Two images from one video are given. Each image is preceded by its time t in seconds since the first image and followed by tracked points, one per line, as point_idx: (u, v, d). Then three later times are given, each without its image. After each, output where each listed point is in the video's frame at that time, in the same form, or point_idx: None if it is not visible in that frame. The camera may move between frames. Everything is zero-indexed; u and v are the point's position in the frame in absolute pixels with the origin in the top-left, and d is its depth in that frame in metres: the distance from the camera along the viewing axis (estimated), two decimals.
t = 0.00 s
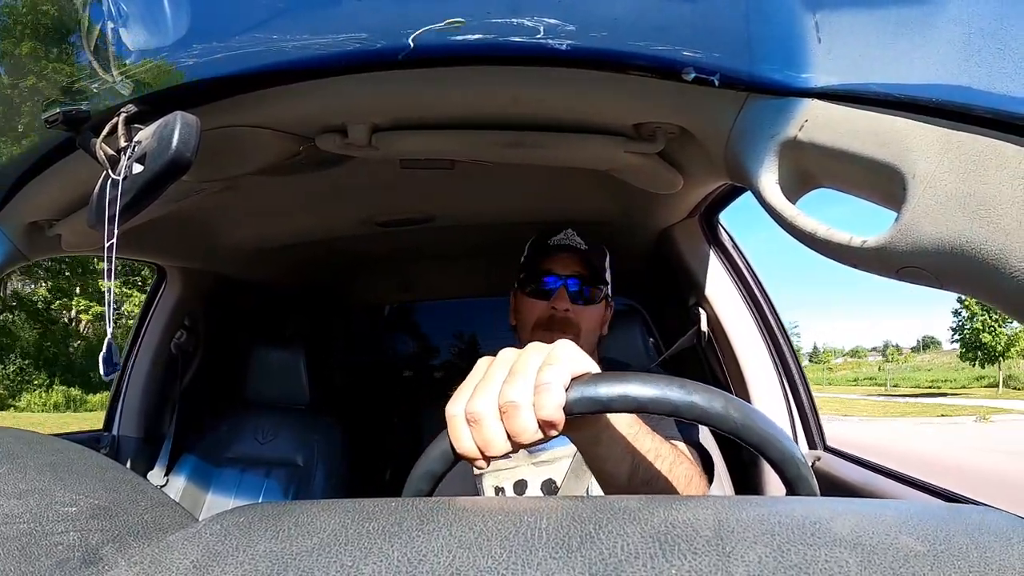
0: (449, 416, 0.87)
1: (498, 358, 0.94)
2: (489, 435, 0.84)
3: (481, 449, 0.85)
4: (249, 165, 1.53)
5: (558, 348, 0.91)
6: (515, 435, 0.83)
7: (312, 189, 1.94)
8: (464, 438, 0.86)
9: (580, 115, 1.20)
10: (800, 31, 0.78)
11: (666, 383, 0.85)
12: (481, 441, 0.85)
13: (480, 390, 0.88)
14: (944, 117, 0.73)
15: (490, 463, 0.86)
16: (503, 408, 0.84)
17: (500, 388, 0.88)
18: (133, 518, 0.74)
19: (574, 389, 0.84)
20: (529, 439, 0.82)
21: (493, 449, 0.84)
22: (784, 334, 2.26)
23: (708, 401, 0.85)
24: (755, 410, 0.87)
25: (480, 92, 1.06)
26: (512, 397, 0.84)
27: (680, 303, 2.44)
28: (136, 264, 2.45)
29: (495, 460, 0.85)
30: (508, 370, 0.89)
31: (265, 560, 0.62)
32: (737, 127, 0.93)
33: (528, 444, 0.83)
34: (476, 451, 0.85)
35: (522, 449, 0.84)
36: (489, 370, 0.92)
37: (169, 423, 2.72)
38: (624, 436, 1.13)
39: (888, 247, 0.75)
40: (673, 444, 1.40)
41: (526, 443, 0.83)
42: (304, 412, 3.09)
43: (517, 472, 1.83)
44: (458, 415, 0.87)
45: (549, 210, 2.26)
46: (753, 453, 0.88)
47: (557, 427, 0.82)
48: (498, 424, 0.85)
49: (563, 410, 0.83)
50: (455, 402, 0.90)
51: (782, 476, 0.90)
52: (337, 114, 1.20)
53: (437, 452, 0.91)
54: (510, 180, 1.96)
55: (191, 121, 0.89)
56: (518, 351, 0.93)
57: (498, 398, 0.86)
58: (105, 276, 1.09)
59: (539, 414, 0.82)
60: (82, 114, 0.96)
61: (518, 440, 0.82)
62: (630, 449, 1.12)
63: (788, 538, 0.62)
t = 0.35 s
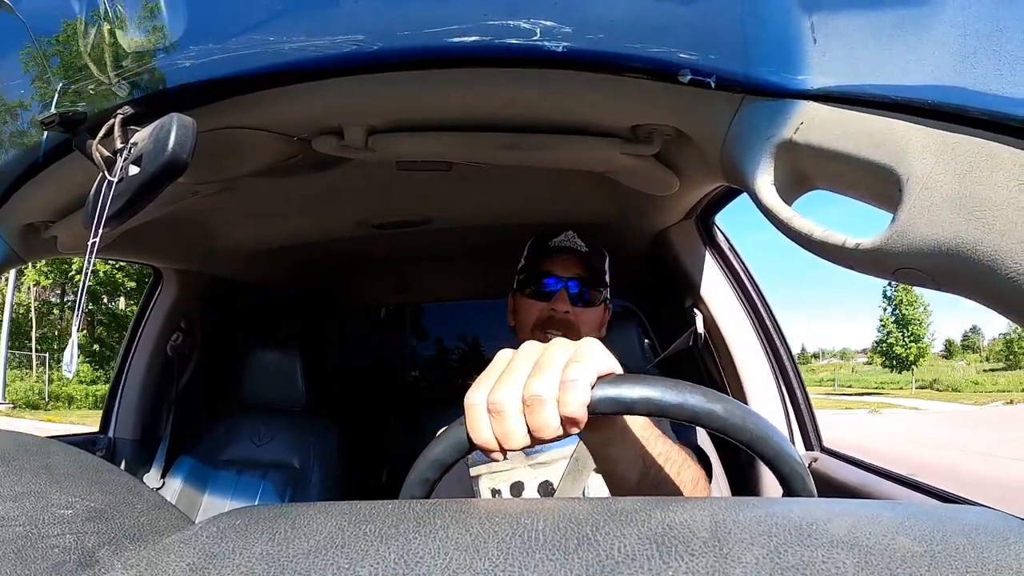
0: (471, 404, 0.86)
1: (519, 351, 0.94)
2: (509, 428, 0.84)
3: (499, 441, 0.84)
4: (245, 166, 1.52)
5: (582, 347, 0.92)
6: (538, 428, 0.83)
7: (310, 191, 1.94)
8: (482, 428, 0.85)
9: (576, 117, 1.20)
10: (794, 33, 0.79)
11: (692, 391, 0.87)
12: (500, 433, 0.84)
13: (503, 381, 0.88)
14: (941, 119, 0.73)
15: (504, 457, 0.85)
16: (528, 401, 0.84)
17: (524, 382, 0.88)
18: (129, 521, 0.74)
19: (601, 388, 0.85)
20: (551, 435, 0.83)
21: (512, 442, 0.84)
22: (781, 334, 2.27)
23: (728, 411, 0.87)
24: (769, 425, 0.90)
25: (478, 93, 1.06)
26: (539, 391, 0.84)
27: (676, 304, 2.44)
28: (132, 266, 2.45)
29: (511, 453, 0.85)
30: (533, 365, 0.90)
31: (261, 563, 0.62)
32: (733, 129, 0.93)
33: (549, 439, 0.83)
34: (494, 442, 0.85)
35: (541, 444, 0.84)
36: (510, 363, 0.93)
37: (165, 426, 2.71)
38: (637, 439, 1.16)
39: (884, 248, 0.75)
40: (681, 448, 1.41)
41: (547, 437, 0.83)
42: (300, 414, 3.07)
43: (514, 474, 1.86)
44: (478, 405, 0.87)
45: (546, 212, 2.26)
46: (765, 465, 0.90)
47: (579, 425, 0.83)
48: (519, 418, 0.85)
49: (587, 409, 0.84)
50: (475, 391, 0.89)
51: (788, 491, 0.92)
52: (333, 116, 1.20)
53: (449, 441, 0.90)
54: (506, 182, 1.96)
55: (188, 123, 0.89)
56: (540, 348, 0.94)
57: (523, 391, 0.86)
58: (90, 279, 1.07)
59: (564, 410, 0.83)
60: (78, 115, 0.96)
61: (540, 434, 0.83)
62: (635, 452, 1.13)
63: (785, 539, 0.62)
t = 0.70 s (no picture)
0: (483, 398, 0.86)
1: (531, 347, 0.94)
2: (521, 423, 0.84)
3: (510, 436, 0.84)
4: (242, 166, 1.52)
5: (596, 346, 0.92)
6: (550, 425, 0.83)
7: (306, 191, 1.94)
8: (493, 422, 0.85)
9: (573, 118, 1.20)
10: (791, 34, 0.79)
11: (703, 395, 0.87)
12: (512, 428, 0.84)
13: (517, 377, 0.88)
14: (940, 119, 0.73)
15: (514, 452, 0.85)
16: (542, 397, 0.84)
17: (538, 378, 0.88)
18: (127, 522, 0.74)
19: (614, 387, 0.85)
20: (563, 433, 0.83)
21: (523, 437, 0.84)
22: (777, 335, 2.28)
23: (738, 417, 0.87)
24: (777, 434, 0.90)
25: (474, 94, 1.06)
26: (553, 388, 0.85)
27: (673, 305, 2.44)
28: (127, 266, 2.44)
29: (521, 449, 0.85)
30: (548, 361, 0.90)
31: (258, 564, 0.62)
32: (729, 130, 0.93)
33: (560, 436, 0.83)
34: (504, 437, 0.85)
35: (551, 441, 0.85)
36: (522, 358, 0.93)
37: (162, 427, 2.70)
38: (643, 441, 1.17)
39: (881, 248, 0.75)
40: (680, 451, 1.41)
41: (558, 434, 0.83)
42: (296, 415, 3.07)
43: (510, 475, 1.87)
44: (490, 399, 0.86)
45: (542, 212, 2.26)
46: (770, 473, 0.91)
47: (591, 424, 0.84)
48: (532, 414, 0.85)
49: (600, 408, 0.84)
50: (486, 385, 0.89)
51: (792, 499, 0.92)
52: (329, 116, 1.20)
53: (460, 434, 0.89)
54: (503, 182, 1.95)
55: (184, 123, 0.89)
56: (553, 345, 0.94)
57: (536, 387, 0.86)
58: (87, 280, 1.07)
59: (578, 408, 0.83)
60: (74, 115, 0.95)
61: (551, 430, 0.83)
62: (631, 453, 1.13)
63: (782, 539, 0.63)
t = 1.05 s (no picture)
0: (481, 398, 0.86)
1: (530, 348, 0.94)
2: (519, 424, 0.84)
3: (508, 437, 0.84)
4: (241, 166, 1.52)
5: (594, 346, 0.92)
6: (549, 426, 0.83)
7: (306, 192, 1.94)
8: (491, 424, 0.85)
9: (571, 119, 1.20)
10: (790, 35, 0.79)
11: (701, 395, 0.87)
12: (509, 429, 0.84)
13: (514, 377, 0.88)
14: (939, 121, 0.73)
15: (512, 453, 0.85)
16: (539, 398, 0.85)
17: (536, 379, 0.88)
18: (123, 522, 0.74)
19: (612, 388, 0.85)
20: (561, 433, 0.83)
21: (521, 438, 0.84)
22: (775, 336, 2.29)
23: (735, 418, 0.87)
24: (774, 435, 0.90)
25: (472, 94, 1.06)
26: (551, 388, 0.85)
27: (671, 305, 2.44)
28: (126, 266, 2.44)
29: (518, 450, 0.85)
30: (545, 362, 0.90)
31: (257, 564, 0.61)
32: (728, 130, 0.93)
33: (558, 437, 0.83)
34: (502, 438, 0.85)
35: (549, 442, 0.85)
36: (520, 359, 0.93)
37: (161, 426, 2.73)
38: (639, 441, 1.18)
39: (878, 249, 0.75)
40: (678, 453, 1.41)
41: (556, 435, 0.84)
42: (294, 415, 3.07)
43: (508, 475, 1.87)
44: (488, 400, 0.86)
45: (541, 213, 2.26)
46: (768, 473, 0.91)
47: (589, 424, 0.83)
48: (529, 414, 0.85)
49: (598, 408, 0.84)
50: (484, 386, 0.89)
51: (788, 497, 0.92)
52: (328, 116, 1.20)
53: (458, 435, 0.89)
54: (502, 182, 1.95)
55: (183, 122, 0.89)
56: (551, 345, 0.94)
57: (534, 387, 0.86)
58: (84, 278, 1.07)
59: (576, 409, 0.83)
60: (73, 114, 0.94)
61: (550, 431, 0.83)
62: (629, 453, 1.14)
63: (780, 540, 0.63)
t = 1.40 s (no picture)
0: (480, 398, 0.86)
1: (530, 348, 0.94)
2: (518, 424, 0.84)
3: (508, 437, 0.84)
4: (241, 166, 1.52)
5: (594, 346, 0.92)
6: (548, 426, 0.83)
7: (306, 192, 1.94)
8: (491, 424, 0.85)
9: (571, 119, 1.20)
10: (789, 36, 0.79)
11: (701, 396, 0.87)
12: (509, 428, 0.84)
13: (514, 377, 0.88)
14: (939, 123, 0.73)
15: (512, 453, 0.85)
16: (539, 398, 0.85)
17: (535, 379, 0.88)
18: (122, 522, 0.74)
19: (612, 389, 0.85)
20: (561, 433, 0.83)
21: (521, 438, 0.84)
22: (774, 337, 2.29)
23: (735, 419, 0.87)
24: (774, 436, 0.90)
25: (472, 94, 1.06)
26: (551, 388, 0.85)
27: (670, 306, 2.44)
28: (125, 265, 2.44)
29: (518, 450, 0.85)
30: (545, 362, 0.90)
31: (256, 564, 0.61)
32: (728, 131, 0.93)
33: (558, 437, 0.83)
34: (502, 438, 0.85)
35: (549, 442, 0.85)
36: (520, 359, 0.92)
37: (161, 425, 2.74)
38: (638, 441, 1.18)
39: (878, 249, 0.75)
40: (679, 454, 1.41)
41: (556, 435, 0.84)
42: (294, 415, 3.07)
43: (508, 476, 1.88)
44: (487, 400, 0.86)
45: (541, 213, 2.26)
46: (768, 474, 0.91)
47: (589, 424, 0.83)
48: (529, 414, 0.85)
49: (598, 408, 0.84)
50: (484, 386, 0.89)
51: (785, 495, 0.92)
52: (328, 116, 1.20)
53: (458, 435, 0.89)
54: (502, 182, 1.95)
55: (184, 122, 0.89)
56: (551, 345, 0.94)
57: (534, 387, 0.86)
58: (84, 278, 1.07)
59: (576, 409, 0.83)
60: (74, 114, 0.94)
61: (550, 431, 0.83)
62: (628, 454, 1.14)
63: (779, 540, 0.63)
